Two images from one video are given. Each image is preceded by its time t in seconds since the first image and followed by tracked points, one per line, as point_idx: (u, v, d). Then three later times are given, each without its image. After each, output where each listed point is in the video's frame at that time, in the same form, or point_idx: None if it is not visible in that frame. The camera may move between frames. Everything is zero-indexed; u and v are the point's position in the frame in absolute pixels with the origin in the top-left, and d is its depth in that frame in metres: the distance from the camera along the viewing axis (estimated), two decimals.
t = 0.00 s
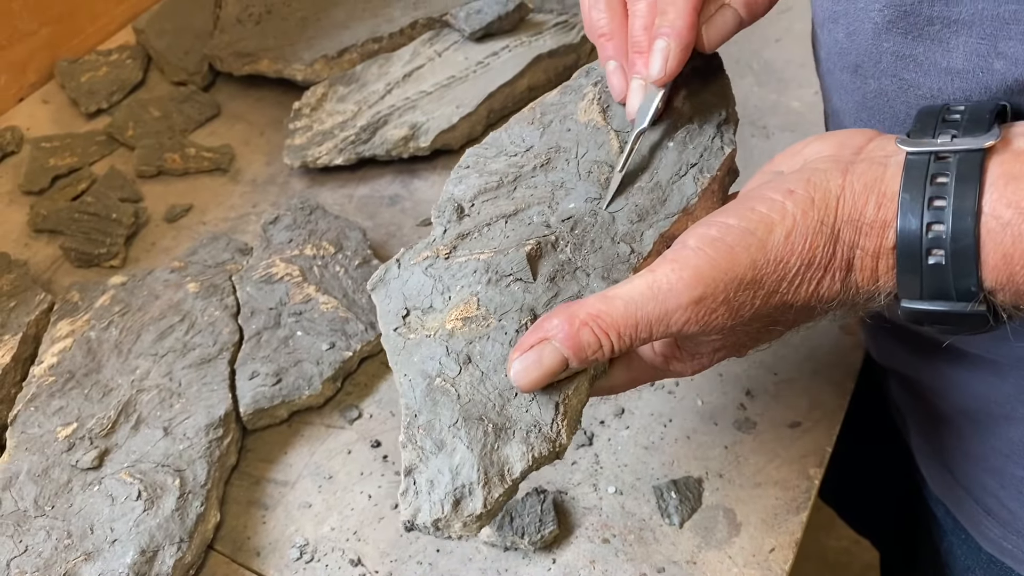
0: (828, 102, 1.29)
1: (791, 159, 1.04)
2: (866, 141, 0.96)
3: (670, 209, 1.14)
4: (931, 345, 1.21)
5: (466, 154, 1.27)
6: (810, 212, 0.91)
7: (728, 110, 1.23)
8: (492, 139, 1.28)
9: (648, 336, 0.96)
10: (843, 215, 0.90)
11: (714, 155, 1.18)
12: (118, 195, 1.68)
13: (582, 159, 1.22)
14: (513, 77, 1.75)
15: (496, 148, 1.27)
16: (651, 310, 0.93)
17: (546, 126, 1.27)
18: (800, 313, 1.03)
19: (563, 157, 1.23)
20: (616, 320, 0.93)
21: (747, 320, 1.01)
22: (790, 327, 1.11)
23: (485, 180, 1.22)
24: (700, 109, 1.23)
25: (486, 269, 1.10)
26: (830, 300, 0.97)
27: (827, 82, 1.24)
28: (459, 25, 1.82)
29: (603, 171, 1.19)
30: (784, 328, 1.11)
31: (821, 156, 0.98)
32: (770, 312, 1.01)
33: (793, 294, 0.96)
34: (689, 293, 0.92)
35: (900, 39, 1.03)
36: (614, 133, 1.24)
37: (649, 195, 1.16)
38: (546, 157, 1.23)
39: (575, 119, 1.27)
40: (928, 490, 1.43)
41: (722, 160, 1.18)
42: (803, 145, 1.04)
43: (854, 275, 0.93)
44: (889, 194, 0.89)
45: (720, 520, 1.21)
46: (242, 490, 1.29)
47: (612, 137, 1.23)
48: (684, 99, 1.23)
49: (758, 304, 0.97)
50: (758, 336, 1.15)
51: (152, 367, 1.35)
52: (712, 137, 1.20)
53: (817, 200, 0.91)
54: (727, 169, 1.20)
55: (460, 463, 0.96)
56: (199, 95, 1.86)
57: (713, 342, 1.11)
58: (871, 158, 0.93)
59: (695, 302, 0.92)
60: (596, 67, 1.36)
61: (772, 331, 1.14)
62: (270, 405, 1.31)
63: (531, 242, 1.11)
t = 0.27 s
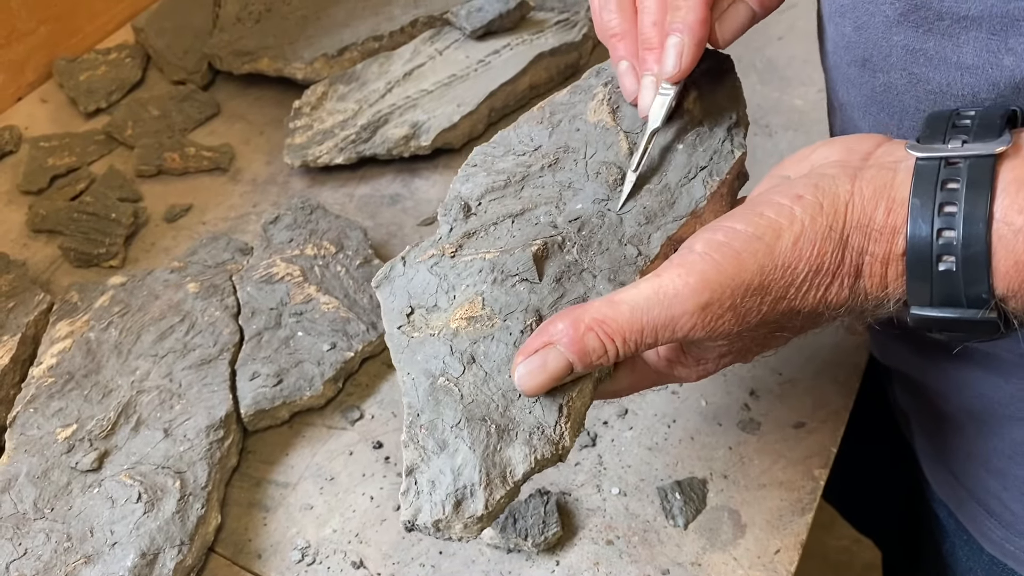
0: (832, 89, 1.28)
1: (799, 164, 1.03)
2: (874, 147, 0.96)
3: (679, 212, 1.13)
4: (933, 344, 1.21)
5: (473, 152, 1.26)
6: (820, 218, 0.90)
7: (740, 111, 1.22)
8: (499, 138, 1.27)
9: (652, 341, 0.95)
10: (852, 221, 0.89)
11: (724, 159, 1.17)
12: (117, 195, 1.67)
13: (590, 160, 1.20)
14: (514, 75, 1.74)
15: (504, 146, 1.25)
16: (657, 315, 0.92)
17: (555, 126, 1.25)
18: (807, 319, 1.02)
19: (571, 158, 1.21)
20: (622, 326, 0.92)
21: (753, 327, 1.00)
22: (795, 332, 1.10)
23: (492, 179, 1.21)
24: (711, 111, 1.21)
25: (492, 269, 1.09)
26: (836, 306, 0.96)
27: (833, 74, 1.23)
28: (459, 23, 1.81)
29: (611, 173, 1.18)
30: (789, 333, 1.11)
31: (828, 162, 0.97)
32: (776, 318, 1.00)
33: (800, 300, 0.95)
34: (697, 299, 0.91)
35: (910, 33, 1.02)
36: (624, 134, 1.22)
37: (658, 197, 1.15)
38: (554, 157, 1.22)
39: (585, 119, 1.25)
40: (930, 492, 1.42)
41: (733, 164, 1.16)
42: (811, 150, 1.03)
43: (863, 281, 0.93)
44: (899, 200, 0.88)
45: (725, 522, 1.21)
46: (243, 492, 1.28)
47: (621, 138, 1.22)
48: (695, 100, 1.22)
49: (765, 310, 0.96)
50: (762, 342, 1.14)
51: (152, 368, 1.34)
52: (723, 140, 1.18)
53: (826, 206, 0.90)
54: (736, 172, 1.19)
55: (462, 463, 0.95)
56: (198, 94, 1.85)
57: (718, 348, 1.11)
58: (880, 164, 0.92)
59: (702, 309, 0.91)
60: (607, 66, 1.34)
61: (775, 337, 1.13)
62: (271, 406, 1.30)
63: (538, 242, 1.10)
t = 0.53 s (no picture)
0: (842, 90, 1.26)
1: (806, 156, 1.01)
2: (884, 136, 0.95)
3: (681, 210, 1.13)
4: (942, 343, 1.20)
5: (468, 153, 1.25)
6: (828, 212, 0.89)
7: (739, 107, 1.21)
8: (495, 141, 1.25)
9: (661, 341, 0.93)
10: (861, 215, 0.88)
11: (725, 154, 1.16)
12: (116, 194, 1.65)
13: (589, 159, 1.19)
14: (516, 73, 1.73)
15: (500, 147, 1.24)
16: (664, 313, 0.89)
17: (551, 125, 1.24)
18: (814, 315, 1.01)
19: (569, 157, 1.20)
20: (629, 325, 0.90)
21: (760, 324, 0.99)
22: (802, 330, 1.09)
23: (490, 181, 1.19)
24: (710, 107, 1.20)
25: (494, 275, 1.07)
26: (844, 301, 0.95)
27: (841, 73, 1.22)
28: (461, 21, 1.79)
29: (611, 171, 1.17)
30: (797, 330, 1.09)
31: (837, 153, 0.95)
32: (783, 315, 0.98)
33: (808, 296, 0.94)
34: (705, 296, 0.89)
35: (919, 30, 1.00)
36: (622, 131, 1.21)
37: (660, 195, 1.14)
38: (551, 156, 1.21)
39: (581, 117, 1.24)
40: (938, 493, 1.40)
41: (734, 159, 1.15)
42: (814, 144, 1.01)
43: (872, 276, 0.92)
44: (909, 192, 0.87)
45: (732, 524, 1.19)
46: (244, 495, 1.26)
47: (619, 136, 1.21)
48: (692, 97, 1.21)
49: (772, 307, 0.95)
50: (769, 342, 1.13)
51: (151, 369, 1.33)
52: (723, 135, 1.17)
53: (834, 198, 0.89)
54: (738, 168, 1.18)
55: (472, 478, 0.94)
56: (197, 92, 1.84)
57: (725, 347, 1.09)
58: (888, 155, 0.91)
59: (710, 305, 0.90)
60: (601, 62, 1.33)
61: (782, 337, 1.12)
62: (272, 408, 1.29)
63: (539, 245, 1.09)
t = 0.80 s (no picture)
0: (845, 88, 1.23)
1: (807, 143, 1.01)
2: (889, 125, 0.93)
3: (674, 199, 1.10)
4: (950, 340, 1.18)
5: (455, 139, 1.22)
6: (829, 200, 0.86)
7: (733, 94, 1.19)
8: (481, 126, 1.23)
9: (654, 331, 0.90)
10: (864, 204, 0.86)
11: (720, 142, 1.14)
12: (111, 192, 1.63)
13: (579, 146, 1.17)
14: (517, 68, 1.71)
15: (487, 132, 1.21)
16: (658, 303, 0.87)
17: (539, 111, 1.22)
18: (813, 309, 0.98)
19: (558, 144, 1.18)
20: (621, 315, 0.87)
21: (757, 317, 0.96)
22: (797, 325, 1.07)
23: (476, 168, 1.17)
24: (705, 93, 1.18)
25: (480, 265, 1.05)
26: (845, 294, 0.92)
27: (843, 68, 1.19)
28: (460, 15, 1.77)
29: (601, 159, 1.15)
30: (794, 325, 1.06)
31: (839, 141, 0.94)
32: (780, 308, 0.96)
33: (807, 288, 0.91)
34: (700, 285, 0.86)
35: (921, 22, 0.99)
36: (614, 118, 1.19)
37: (652, 184, 1.11)
38: (540, 143, 1.18)
39: (571, 103, 1.22)
40: (945, 493, 1.38)
41: (728, 147, 1.13)
42: (817, 130, 1.01)
43: (874, 268, 0.89)
44: (914, 181, 0.85)
45: (738, 527, 1.17)
46: (242, 497, 1.24)
47: (611, 123, 1.19)
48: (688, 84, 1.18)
49: (769, 299, 0.92)
50: (766, 337, 1.10)
51: (146, 370, 1.31)
52: (717, 122, 1.15)
53: (836, 187, 0.87)
54: (732, 156, 1.15)
55: (456, 474, 0.91)
56: (193, 88, 1.81)
57: (721, 343, 1.06)
58: (892, 145, 0.89)
59: (705, 295, 0.87)
60: (591, 48, 1.31)
61: (779, 332, 1.09)
62: (269, 409, 1.27)
63: (528, 234, 1.06)
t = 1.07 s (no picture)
0: (851, 85, 1.21)
1: (832, 153, 0.96)
2: (918, 133, 0.89)
3: (698, 204, 1.09)
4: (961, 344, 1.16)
5: (477, 149, 1.21)
6: (859, 212, 0.84)
7: (758, 96, 1.17)
8: (503, 137, 1.22)
9: (679, 344, 0.90)
10: (895, 216, 0.84)
11: (744, 145, 1.12)
12: (110, 191, 1.60)
13: (600, 153, 1.16)
14: (521, 65, 1.68)
15: (509, 141, 1.20)
16: (684, 316, 0.87)
17: (561, 119, 1.20)
18: (844, 321, 0.96)
19: (580, 151, 1.16)
20: (646, 329, 0.87)
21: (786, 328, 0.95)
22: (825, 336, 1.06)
23: (498, 178, 1.16)
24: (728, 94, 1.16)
25: (502, 273, 1.03)
26: (876, 307, 0.90)
27: (852, 67, 1.17)
28: (463, 11, 1.75)
29: (624, 165, 1.13)
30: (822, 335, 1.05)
31: (867, 151, 0.90)
32: (810, 320, 0.94)
33: (837, 301, 0.89)
34: (727, 299, 0.86)
35: (946, 19, 0.97)
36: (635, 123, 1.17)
37: (676, 189, 1.10)
38: (562, 151, 1.17)
39: (593, 110, 1.20)
40: (952, 498, 1.36)
41: (752, 150, 1.12)
42: (843, 139, 0.96)
43: (906, 281, 0.86)
44: (947, 193, 0.83)
45: (749, 532, 1.15)
46: (244, 503, 1.22)
47: (632, 129, 1.17)
48: (711, 86, 1.17)
49: (799, 311, 0.90)
50: (793, 347, 1.09)
51: (147, 373, 1.28)
52: (740, 125, 1.14)
53: (866, 200, 0.84)
54: (756, 160, 1.14)
55: (478, 485, 0.90)
56: (193, 86, 1.79)
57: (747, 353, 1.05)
58: (923, 154, 0.86)
59: (732, 309, 0.86)
60: (612, 56, 1.29)
61: (806, 343, 1.09)
62: (272, 413, 1.25)
63: (549, 242, 1.05)
